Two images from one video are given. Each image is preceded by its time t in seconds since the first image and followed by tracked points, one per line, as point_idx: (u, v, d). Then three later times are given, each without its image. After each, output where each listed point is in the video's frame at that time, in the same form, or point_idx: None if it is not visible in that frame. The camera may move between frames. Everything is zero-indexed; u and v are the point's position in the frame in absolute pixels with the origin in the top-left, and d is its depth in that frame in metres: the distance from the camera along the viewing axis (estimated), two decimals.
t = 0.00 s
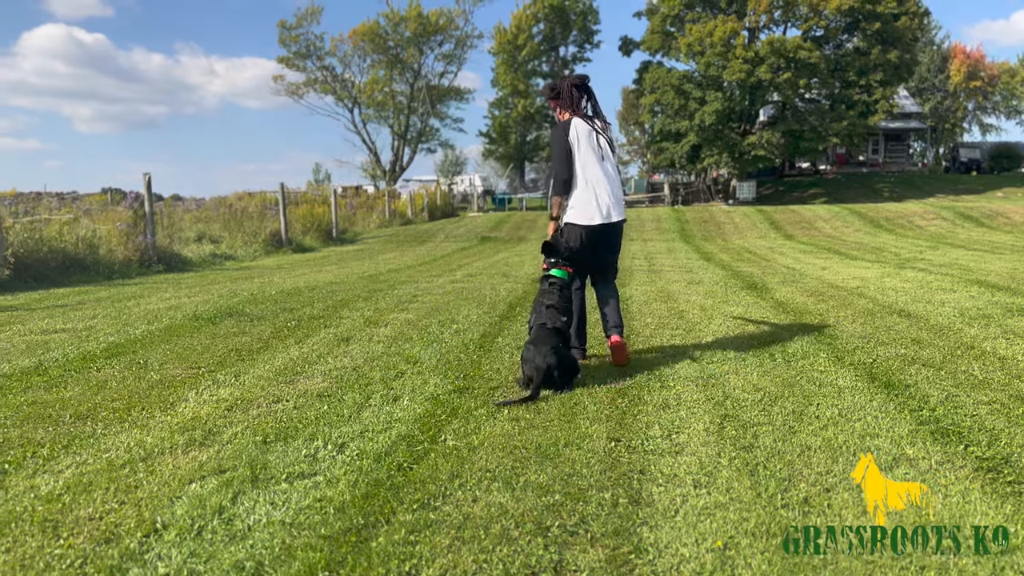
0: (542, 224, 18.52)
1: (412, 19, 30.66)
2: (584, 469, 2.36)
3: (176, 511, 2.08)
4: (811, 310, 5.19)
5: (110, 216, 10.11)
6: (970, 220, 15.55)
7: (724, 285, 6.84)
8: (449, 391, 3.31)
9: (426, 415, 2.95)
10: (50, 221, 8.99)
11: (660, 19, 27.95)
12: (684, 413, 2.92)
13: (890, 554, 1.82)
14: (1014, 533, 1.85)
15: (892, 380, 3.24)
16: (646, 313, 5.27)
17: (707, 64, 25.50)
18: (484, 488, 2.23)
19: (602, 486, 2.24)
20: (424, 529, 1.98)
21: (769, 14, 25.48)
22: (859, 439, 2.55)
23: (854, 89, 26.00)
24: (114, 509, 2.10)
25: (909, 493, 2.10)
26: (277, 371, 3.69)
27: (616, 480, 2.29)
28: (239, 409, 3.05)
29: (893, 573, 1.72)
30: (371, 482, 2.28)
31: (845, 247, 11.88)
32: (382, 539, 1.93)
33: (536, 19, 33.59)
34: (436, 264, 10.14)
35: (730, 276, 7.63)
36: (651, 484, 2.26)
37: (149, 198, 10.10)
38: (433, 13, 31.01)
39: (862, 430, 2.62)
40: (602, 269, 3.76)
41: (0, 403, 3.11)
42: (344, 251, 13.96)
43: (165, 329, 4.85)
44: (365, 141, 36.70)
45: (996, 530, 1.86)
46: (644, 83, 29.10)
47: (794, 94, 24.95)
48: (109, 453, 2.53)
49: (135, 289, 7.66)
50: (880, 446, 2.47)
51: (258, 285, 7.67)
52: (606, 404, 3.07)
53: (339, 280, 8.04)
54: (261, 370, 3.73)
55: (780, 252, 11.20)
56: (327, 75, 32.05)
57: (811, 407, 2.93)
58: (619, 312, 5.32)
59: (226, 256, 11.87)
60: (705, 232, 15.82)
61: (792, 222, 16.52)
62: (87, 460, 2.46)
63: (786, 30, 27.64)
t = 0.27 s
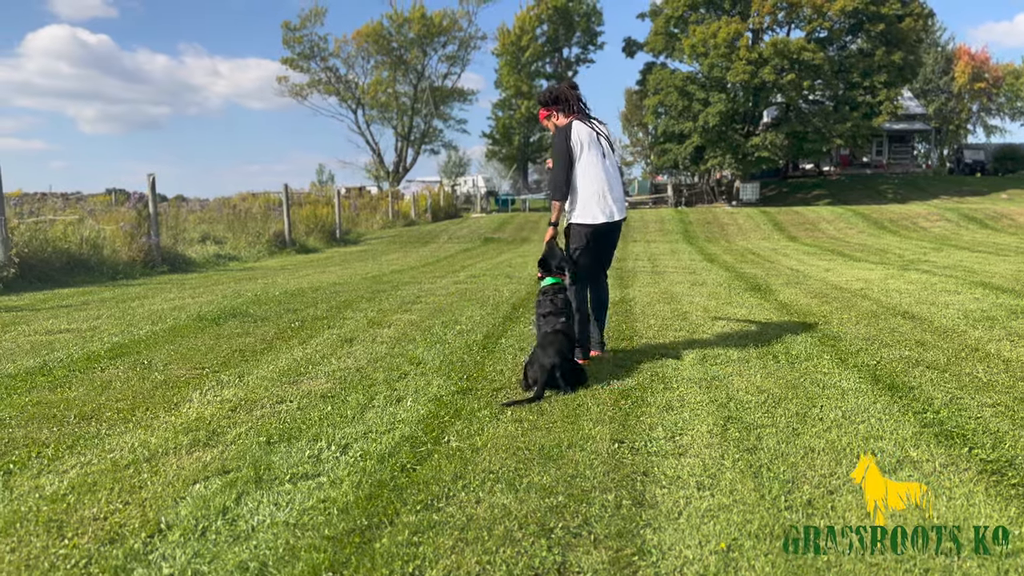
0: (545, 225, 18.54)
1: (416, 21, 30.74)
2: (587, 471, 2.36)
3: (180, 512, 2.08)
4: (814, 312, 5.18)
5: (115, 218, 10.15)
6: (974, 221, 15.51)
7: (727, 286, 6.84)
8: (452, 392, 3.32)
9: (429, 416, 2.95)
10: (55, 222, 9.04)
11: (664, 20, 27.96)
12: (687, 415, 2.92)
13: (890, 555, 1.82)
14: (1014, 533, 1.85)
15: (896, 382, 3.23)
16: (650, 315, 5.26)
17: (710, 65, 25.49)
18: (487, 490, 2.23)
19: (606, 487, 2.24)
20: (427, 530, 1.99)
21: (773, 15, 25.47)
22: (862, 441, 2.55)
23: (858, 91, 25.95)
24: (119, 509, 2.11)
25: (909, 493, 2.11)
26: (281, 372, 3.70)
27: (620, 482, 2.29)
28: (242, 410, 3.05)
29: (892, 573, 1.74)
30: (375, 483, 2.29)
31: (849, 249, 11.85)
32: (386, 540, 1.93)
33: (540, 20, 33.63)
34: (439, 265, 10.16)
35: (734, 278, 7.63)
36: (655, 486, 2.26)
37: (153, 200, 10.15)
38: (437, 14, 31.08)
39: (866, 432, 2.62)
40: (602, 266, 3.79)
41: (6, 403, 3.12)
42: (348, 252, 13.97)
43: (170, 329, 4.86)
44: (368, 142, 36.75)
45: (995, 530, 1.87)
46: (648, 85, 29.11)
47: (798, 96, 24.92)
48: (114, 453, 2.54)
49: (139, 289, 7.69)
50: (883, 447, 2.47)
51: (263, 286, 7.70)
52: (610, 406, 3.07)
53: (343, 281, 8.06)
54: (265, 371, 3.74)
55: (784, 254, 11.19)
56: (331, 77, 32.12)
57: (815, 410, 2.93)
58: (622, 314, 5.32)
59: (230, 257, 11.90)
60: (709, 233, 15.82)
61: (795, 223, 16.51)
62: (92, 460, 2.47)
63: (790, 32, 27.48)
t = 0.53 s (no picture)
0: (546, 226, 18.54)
1: (418, 22, 30.77)
2: (589, 472, 2.36)
3: (182, 512, 2.08)
4: (816, 313, 5.17)
5: (116, 218, 10.17)
6: (977, 223, 15.48)
7: (729, 288, 6.84)
8: (454, 393, 3.32)
9: (431, 417, 2.95)
10: (57, 222, 9.08)
11: (666, 21, 27.96)
12: (689, 416, 2.91)
13: (891, 555, 1.83)
14: (1013, 533, 1.86)
15: (898, 384, 3.22)
16: (652, 316, 5.26)
17: (712, 66, 25.49)
18: (488, 490, 2.23)
19: (607, 489, 2.24)
20: (428, 531, 1.99)
21: (776, 16, 25.45)
22: (865, 442, 2.54)
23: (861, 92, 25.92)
24: (120, 510, 2.11)
25: (909, 493, 2.12)
26: (283, 373, 3.71)
27: (621, 484, 2.29)
28: (244, 411, 3.05)
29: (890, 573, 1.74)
30: (377, 484, 2.29)
31: (851, 250, 11.84)
32: (387, 541, 1.93)
33: (542, 21, 33.65)
34: (441, 266, 10.16)
35: (736, 279, 7.63)
36: (657, 487, 2.26)
37: (155, 200, 10.18)
38: (439, 15, 31.11)
39: (868, 434, 2.61)
40: (605, 265, 3.80)
41: (8, 403, 3.13)
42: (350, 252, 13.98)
43: (171, 330, 4.87)
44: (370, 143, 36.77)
45: (995, 530, 1.87)
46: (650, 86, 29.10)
47: (800, 97, 24.91)
48: (116, 453, 2.55)
49: (141, 289, 7.70)
50: (885, 449, 2.46)
51: (264, 286, 7.70)
52: (612, 407, 3.07)
53: (344, 281, 8.05)
54: (266, 371, 3.74)
55: (786, 255, 11.17)
56: (333, 77, 32.16)
57: (817, 411, 2.92)
58: (623, 315, 5.31)
59: (232, 257, 11.92)
60: (710, 234, 15.81)
61: (798, 225, 16.49)
62: (94, 460, 2.48)
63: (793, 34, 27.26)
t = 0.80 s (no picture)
0: (543, 227, 18.55)
1: (415, 22, 30.77)
2: (586, 471, 2.36)
3: (178, 512, 2.07)
4: (813, 314, 5.18)
5: (113, 218, 10.13)
6: (974, 224, 15.54)
7: (726, 288, 6.85)
8: (451, 393, 3.31)
9: (428, 417, 2.95)
10: (53, 221, 9.05)
11: (663, 22, 28.00)
12: (686, 416, 2.92)
13: (890, 555, 1.83)
14: (1013, 533, 1.86)
15: (895, 385, 3.23)
16: (648, 316, 5.27)
17: (709, 67, 25.54)
18: (485, 490, 2.23)
19: (605, 489, 2.23)
20: (425, 531, 1.98)
21: (773, 17, 25.52)
22: (861, 442, 2.55)
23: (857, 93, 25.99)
24: (116, 510, 2.10)
25: (910, 492, 2.12)
26: (280, 373, 3.69)
27: (619, 483, 2.28)
28: (240, 410, 3.04)
29: (891, 573, 1.74)
30: (374, 483, 2.28)
31: (847, 251, 11.89)
32: (384, 541, 1.92)
33: (539, 22, 33.68)
34: (438, 267, 10.15)
35: (732, 279, 7.65)
36: (654, 487, 2.26)
37: (151, 200, 10.15)
38: (436, 15, 31.12)
39: (865, 434, 2.61)
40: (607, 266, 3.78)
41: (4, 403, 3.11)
42: (346, 253, 13.95)
43: (167, 330, 4.84)
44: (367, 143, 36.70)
45: (993, 529, 1.88)
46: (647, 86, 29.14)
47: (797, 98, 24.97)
48: (112, 453, 2.53)
49: (137, 289, 7.67)
50: (883, 449, 2.47)
51: (260, 286, 7.69)
52: (608, 407, 3.07)
53: (341, 282, 8.03)
54: (263, 371, 3.73)
55: (783, 256, 11.19)
56: (331, 77, 32.11)
57: (814, 411, 2.92)
58: (621, 315, 5.31)
59: (228, 257, 11.90)
60: (707, 235, 15.83)
61: (794, 225, 16.52)
62: (89, 460, 2.46)
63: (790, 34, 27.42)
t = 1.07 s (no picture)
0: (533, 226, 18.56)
1: (405, 21, 30.69)
2: (577, 470, 2.36)
3: (168, 512, 2.05)
4: (802, 313, 5.22)
5: (101, 218, 10.02)
6: (961, 224, 15.69)
7: (715, 287, 6.89)
8: (442, 392, 3.30)
9: (419, 416, 2.94)
10: (39, 221, 8.94)
11: (652, 22, 28.10)
12: (676, 415, 2.93)
13: (889, 555, 1.83)
14: (1012, 533, 1.86)
15: (883, 383, 3.26)
16: (639, 316, 5.28)
17: (698, 67, 25.67)
18: (477, 490, 2.23)
19: (596, 487, 2.24)
20: (417, 530, 1.97)
21: (761, 18, 25.67)
22: (850, 440, 2.56)
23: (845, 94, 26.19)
24: (106, 510, 2.08)
25: (910, 493, 2.12)
26: (270, 373, 3.66)
27: (610, 482, 2.29)
28: (230, 411, 3.02)
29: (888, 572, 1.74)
30: (365, 483, 2.27)
31: (835, 251, 11.99)
32: (376, 540, 1.92)
33: (529, 21, 33.70)
34: (428, 266, 10.13)
35: (722, 279, 7.69)
36: (645, 486, 2.26)
37: (139, 200, 10.05)
38: (426, 15, 31.05)
39: (854, 432, 2.63)
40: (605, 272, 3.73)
41: None
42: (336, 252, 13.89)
43: (156, 330, 4.80)
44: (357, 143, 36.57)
45: (994, 529, 1.88)
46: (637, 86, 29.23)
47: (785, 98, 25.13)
48: (101, 453, 2.51)
49: (125, 289, 7.59)
50: (872, 447, 2.49)
51: (250, 286, 7.64)
52: (599, 406, 3.07)
53: (331, 281, 7.99)
54: (253, 371, 3.70)
55: (772, 256, 11.26)
56: (320, 77, 31.96)
57: (803, 410, 2.95)
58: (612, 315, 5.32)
59: (217, 257, 11.81)
60: (697, 235, 15.90)
61: (783, 225, 16.62)
62: (78, 461, 2.43)
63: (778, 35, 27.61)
